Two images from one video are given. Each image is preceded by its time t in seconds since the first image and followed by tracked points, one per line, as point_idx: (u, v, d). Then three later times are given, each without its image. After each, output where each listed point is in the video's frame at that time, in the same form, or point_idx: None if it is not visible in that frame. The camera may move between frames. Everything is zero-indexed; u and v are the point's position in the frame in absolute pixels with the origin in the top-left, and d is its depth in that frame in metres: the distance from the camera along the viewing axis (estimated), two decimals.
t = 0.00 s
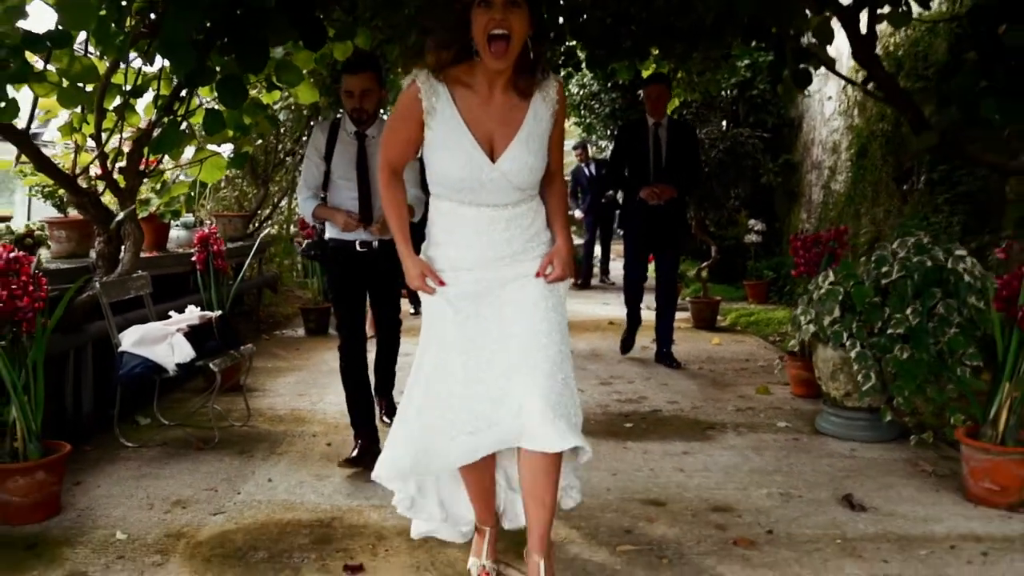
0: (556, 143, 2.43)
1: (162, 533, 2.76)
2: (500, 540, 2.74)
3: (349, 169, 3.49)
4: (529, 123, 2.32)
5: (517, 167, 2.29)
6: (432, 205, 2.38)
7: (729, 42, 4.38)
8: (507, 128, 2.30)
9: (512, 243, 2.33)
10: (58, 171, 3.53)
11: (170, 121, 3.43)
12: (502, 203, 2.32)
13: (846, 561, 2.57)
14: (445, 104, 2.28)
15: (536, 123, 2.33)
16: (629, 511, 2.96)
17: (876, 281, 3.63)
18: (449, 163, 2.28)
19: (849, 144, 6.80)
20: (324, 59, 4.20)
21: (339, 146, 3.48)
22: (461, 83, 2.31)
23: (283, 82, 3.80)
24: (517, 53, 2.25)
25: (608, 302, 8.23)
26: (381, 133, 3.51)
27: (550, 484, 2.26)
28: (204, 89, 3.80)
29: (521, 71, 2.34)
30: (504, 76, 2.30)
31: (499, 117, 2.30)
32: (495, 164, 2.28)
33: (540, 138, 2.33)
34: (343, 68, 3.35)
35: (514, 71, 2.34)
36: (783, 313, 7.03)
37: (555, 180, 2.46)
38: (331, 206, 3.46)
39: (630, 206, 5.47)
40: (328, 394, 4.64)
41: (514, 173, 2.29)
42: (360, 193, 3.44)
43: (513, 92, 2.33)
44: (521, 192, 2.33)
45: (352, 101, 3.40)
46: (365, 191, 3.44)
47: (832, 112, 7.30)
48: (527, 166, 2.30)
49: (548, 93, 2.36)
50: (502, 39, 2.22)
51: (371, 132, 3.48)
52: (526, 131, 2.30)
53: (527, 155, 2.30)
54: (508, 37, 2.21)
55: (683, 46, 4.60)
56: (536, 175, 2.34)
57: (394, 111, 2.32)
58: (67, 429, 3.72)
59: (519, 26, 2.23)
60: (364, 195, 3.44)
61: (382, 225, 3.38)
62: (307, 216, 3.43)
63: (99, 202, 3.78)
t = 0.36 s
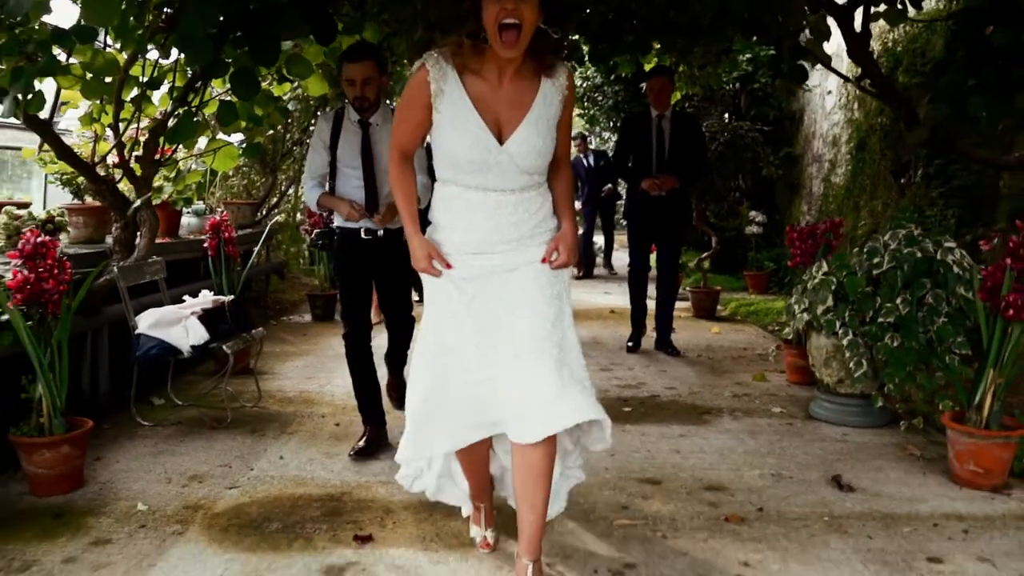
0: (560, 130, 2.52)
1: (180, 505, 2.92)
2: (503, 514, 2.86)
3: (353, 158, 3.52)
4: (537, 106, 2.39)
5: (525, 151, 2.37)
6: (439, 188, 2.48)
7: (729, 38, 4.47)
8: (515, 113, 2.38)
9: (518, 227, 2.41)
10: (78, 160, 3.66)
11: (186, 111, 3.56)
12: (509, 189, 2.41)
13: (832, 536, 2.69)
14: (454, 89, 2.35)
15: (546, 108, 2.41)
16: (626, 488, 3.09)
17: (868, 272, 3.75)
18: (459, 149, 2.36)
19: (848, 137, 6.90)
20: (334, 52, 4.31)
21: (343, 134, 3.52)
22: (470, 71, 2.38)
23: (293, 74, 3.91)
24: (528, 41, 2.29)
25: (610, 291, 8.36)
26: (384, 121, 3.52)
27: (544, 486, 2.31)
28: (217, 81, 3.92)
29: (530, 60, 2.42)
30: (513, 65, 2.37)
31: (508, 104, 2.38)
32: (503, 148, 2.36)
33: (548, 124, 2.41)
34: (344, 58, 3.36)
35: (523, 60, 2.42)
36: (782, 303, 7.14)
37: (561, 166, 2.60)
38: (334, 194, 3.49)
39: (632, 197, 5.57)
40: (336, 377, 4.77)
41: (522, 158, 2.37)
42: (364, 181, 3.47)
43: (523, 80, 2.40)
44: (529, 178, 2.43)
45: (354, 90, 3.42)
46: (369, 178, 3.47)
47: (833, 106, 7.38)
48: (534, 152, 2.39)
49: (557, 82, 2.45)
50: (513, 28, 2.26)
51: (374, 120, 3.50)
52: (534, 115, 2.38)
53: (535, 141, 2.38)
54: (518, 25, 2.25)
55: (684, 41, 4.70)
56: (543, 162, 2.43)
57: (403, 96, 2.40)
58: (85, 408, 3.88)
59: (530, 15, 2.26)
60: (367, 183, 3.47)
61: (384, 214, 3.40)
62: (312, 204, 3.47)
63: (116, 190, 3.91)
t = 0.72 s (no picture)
0: (579, 122, 2.40)
1: (204, 473, 3.07)
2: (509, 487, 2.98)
3: (368, 135, 3.57)
4: (548, 99, 2.29)
5: (535, 145, 2.29)
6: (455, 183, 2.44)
7: (739, 27, 4.56)
8: (526, 106, 2.29)
9: (530, 223, 2.34)
10: (105, 144, 3.79)
11: (208, 99, 3.67)
12: (521, 184, 2.34)
13: (826, 509, 2.81)
14: (462, 85, 2.30)
15: (557, 100, 2.30)
16: (630, 463, 3.22)
17: (869, 258, 3.85)
18: (469, 144, 2.31)
19: (857, 127, 6.97)
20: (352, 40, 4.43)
21: (358, 112, 3.57)
22: (480, 63, 2.31)
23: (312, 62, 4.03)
24: (531, 33, 2.23)
25: (619, 277, 8.49)
26: (398, 99, 3.57)
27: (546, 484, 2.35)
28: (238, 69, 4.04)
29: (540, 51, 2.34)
30: (522, 55, 2.29)
31: (519, 96, 2.29)
32: (512, 143, 2.29)
33: (560, 117, 2.31)
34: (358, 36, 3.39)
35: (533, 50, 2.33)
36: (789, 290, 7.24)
37: (586, 158, 2.44)
38: (349, 172, 3.56)
39: (642, 184, 5.67)
40: (351, 356, 4.91)
41: (532, 152, 2.29)
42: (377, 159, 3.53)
43: (533, 70, 2.31)
44: (542, 174, 2.34)
45: (368, 68, 3.45)
46: (381, 156, 3.53)
47: (842, 95, 7.45)
48: (545, 145, 2.30)
49: (570, 71, 2.33)
50: (517, 19, 2.21)
51: (387, 99, 3.55)
52: (544, 107, 2.28)
53: (545, 134, 2.29)
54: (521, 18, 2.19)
55: (694, 30, 4.80)
56: (556, 156, 2.34)
57: (420, 91, 2.38)
58: (111, 383, 4.03)
59: (533, 5, 2.22)
60: (381, 160, 3.53)
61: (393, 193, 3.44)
62: (328, 182, 3.54)
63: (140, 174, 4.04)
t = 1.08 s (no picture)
0: (595, 93, 2.36)
1: (233, 438, 3.23)
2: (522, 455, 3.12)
3: (387, 109, 3.69)
4: (555, 72, 2.27)
5: (543, 119, 2.28)
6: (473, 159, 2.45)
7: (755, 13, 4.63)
8: (533, 79, 2.28)
9: (543, 199, 2.36)
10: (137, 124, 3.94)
11: (236, 81, 3.80)
12: (534, 160, 2.35)
13: (826, 479, 2.93)
14: (471, 62, 2.31)
15: (565, 73, 2.27)
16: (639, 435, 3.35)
17: (876, 241, 3.96)
18: (481, 121, 2.33)
19: (873, 113, 7.02)
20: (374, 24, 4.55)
21: (378, 85, 3.69)
22: (487, 39, 2.29)
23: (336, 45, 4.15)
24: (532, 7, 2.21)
25: (635, 259, 8.60)
26: (418, 73, 3.66)
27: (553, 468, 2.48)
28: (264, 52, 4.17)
29: (547, 22, 2.30)
30: (527, 29, 2.28)
31: (528, 70, 2.28)
32: (519, 119, 2.29)
33: (568, 89, 2.28)
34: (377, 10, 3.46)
35: (540, 21, 2.29)
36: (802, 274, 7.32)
37: (606, 132, 2.38)
38: (369, 145, 3.69)
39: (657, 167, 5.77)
40: (371, 333, 5.06)
41: (541, 126, 2.29)
42: (395, 132, 3.64)
43: (541, 43, 2.28)
44: (555, 149, 2.34)
45: (388, 41, 3.53)
46: (399, 129, 3.63)
47: (859, 81, 7.49)
48: (554, 119, 2.28)
49: (578, 42, 2.28)
50: None
51: (407, 72, 3.65)
52: (550, 82, 2.26)
53: (552, 108, 2.27)
54: None
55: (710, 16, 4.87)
56: (566, 129, 2.32)
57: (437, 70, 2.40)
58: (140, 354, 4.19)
59: None
60: (398, 133, 3.64)
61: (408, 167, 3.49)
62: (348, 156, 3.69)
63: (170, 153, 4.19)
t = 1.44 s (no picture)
0: (612, 62, 2.34)
1: (262, 403, 3.38)
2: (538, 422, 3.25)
3: (410, 86, 3.82)
4: (570, 41, 2.25)
5: (559, 88, 2.28)
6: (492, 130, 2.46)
7: None
8: (547, 49, 2.26)
9: (562, 167, 2.37)
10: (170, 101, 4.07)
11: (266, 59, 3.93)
12: (551, 129, 2.35)
13: (831, 450, 3.04)
14: (485, 33, 2.30)
15: (580, 43, 2.25)
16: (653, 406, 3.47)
17: (888, 221, 4.06)
18: (497, 93, 2.33)
19: (892, 95, 7.04)
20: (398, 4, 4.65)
21: (402, 62, 3.81)
22: (501, 11, 2.28)
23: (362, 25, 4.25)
24: None
25: (653, 239, 8.69)
26: (443, 52, 3.76)
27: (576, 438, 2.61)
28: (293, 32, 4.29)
29: None
30: None
31: (542, 40, 2.26)
32: (536, 88, 2.29)
33: (584, 59, 2.27)
34: None
35: None
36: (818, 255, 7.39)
37: (627, 103, 2.39)
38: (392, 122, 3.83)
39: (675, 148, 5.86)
40: (393, 306, 5.20)
41: (557, 95, 2.29)
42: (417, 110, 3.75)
43: (555, 13, 2.26)
44: (573, 118, 2.35)
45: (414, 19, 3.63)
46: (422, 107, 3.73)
47: (879, 63, 7.50)
48: (570, 87, 2.28)
49: (593, 11, 2.25)
50: None
51: (432, 51, 3.74)
52: (565, 51, 2.25)
53: (568, 77, 2.27)
54: None
55: None
56: (583, 98, 2.32)
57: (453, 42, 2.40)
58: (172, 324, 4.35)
59: None
60: (421, 111, 3.74)
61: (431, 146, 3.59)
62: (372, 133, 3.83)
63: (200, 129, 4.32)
